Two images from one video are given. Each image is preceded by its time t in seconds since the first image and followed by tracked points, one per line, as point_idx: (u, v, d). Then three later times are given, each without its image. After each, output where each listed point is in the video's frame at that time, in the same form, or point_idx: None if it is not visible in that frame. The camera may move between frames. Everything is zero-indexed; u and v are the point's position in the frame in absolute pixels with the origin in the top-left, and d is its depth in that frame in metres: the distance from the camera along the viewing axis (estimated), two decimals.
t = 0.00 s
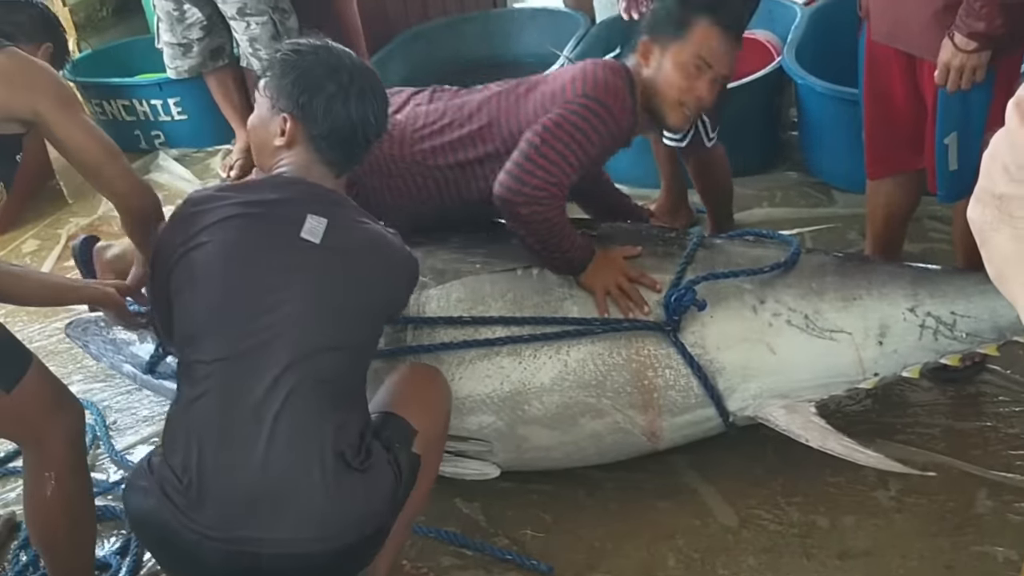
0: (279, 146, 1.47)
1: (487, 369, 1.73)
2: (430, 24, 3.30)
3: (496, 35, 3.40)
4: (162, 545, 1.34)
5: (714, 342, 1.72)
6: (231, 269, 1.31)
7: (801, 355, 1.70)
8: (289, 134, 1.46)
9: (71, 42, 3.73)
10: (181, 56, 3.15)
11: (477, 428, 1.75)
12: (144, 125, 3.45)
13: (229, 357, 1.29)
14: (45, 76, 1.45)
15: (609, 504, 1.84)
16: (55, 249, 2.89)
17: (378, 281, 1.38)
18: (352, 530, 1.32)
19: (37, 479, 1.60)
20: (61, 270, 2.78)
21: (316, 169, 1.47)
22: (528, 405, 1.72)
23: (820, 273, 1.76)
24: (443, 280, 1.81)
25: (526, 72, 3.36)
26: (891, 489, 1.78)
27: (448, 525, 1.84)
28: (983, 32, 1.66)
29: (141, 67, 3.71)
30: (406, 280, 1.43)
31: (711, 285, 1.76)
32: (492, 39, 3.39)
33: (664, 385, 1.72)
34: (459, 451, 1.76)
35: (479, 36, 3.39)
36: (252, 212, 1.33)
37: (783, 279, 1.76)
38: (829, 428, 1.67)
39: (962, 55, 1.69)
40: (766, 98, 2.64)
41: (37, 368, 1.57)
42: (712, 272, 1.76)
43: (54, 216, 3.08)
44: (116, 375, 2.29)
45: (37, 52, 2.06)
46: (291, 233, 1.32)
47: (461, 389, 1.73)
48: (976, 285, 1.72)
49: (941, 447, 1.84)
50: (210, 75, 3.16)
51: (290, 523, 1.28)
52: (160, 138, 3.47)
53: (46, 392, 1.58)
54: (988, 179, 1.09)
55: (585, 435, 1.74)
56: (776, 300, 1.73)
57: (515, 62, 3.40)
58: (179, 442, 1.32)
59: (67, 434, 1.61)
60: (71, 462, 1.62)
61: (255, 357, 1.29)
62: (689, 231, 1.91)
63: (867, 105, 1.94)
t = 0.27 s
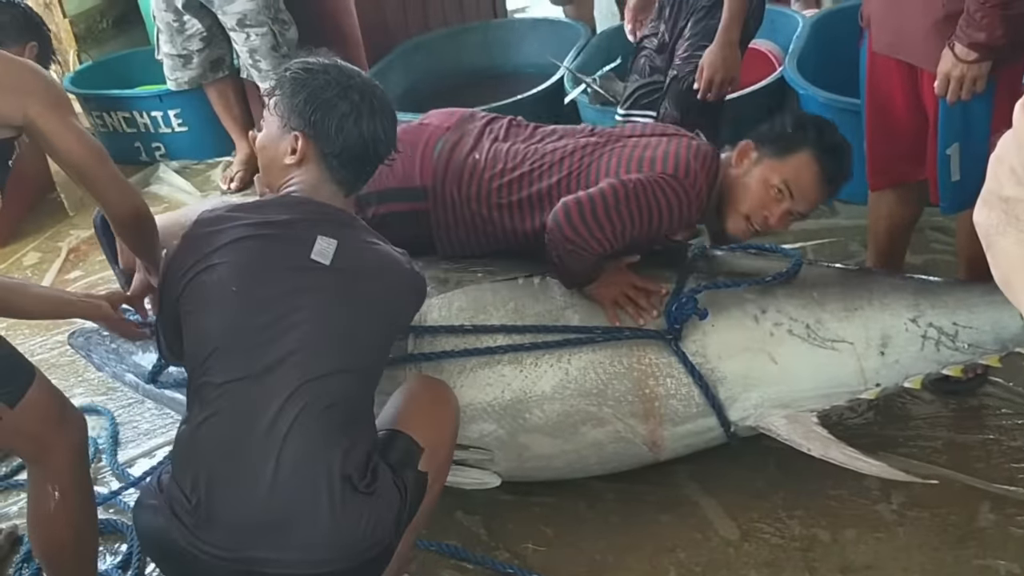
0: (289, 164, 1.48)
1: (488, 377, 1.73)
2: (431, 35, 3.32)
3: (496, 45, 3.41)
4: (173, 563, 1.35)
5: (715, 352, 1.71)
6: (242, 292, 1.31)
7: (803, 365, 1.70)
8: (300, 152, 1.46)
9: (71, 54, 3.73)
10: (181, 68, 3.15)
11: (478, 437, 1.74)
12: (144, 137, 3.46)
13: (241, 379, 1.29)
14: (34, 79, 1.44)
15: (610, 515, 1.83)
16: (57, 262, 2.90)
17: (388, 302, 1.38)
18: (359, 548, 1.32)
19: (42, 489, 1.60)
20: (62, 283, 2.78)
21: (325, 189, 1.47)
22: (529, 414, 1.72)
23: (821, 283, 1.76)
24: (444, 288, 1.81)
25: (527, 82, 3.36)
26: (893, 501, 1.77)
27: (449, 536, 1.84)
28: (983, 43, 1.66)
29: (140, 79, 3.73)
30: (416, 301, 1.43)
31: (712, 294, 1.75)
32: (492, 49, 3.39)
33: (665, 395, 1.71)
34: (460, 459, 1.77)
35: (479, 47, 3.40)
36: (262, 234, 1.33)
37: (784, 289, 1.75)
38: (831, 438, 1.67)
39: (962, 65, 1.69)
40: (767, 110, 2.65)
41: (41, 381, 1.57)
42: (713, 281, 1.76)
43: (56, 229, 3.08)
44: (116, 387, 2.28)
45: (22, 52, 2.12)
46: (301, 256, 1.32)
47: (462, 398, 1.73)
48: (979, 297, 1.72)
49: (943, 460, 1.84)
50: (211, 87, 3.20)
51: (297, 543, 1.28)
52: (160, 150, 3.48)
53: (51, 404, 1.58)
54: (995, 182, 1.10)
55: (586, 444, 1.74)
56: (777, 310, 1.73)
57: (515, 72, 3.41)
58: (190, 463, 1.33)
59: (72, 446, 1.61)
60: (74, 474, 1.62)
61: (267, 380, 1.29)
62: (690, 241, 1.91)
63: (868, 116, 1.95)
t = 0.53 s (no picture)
0: (272, 140, 1.45)
1: (488, 391, 1.72)
2: (431, 49, 3.33)
3: (497, 58, 3.41)
4: (156, 542, 1.33)
5: (716, 367, 1.70)
6: (229, 270, 1.30)
7: (805, 380, 1.69)
8: (281, 126, 1.44)
9: (73, 69, 3.74)
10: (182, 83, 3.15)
11: (478, 451, 1.73)
12: (146, 152, 3.46)
13: (229, 355, 1.28)
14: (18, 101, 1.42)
15: (611, 532, 1.82)
16: (59, 277, 2.89)
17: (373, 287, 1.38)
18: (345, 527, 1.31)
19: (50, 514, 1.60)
20: (64, 298, 2.78)
21: (311, 163, 1.45)
22: (529, 428, 1.71)
23: (822, 298, 1.75)
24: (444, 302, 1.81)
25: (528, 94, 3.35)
26: (897, 518, 1.76)
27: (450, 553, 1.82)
28: (982, 59, 1.66)
29: (139, 94, 3.74)
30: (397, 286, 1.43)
31: (712, 308, 1.75)
32: (493, 62, 3.40)
33: (665, 409, 1.70)
34: (459, 474, 1.75)
35: (479, 60, 3.40)
36: (246, 211, 1.33)
37: (785, 304, 1.75)
38: (833, 453, 1.65)
39: (960, 81, 1.69)
40: (768, 123, 2.65)
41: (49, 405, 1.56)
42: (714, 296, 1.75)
43: (58, 244, 3.08)
44: (119, 403, 2.24)
45: (5, 75, 2.10)
46: (287, 232, 1.32)
47: (462, 412, 1.72)
48: (982, 311, 1.72)
49: (946, 475, 1.83)
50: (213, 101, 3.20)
51: (283, 521, 1.27)
52: (162, 165, 3.48)
53: (59, 428, 1.58)
54: (1007, 216, 1.07)
55: (586, 459, 1.72)
56: (778, 324, 1.72)
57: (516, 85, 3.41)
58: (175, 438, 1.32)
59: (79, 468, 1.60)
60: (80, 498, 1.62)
61: (254, 355, 1.28)
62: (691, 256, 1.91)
63: (869, 131, 1.94)
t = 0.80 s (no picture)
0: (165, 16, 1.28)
1: (487, 409, 1.72)
2: (431, 69, 3.32)
3: (495, 77, 3.43)
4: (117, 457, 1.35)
5: (715, 386, 1.70)
6: (154, 165, 1.22)
7: (804, 399, 1.68)
8: None
9: (74, 89, 3.75)
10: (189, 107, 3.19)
11: (477, 468, 1.73)
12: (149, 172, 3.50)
13: (162, 255, 1.23)
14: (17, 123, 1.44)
15: (610, 555, 1.81)
16: (63, 297, 2.92)
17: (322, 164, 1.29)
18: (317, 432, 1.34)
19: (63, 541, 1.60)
20: (66, 318, 2.80)
21: (217, 32, 1.28)
22: (528, 445, 1.71)
23: (822, 317, 1.76)
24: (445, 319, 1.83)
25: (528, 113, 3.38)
26: (897, 543, 1.75)
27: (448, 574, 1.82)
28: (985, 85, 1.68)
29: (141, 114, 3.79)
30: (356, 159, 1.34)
31: (711, 327, 1.75)
32: (491, 80, 3.41)
33: (664, 428, 1.70)
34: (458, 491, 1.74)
35: (478, 79, 3.41)
36: (160, 92, 1.23)
37: (784, 323, 1.75)
38: (833, 472, 1.64)
39: (963, 108, 1.70)
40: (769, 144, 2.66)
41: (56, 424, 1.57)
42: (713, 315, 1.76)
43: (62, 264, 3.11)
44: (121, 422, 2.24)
45: None
46: (205, 107, 1.23)
47: (461, 429, 1.72)
48: (983, 331, 1.71)
49: (948, 503, 1.81)
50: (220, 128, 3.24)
51: (247, 428, 1.28)
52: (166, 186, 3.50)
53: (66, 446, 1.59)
54: None
55: (585, 477, 1.72)
56: (778, 342, 1.72)
57: (515, 103, 3.43)
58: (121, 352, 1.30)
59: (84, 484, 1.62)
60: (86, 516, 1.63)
61: (195, 257, 1.23)
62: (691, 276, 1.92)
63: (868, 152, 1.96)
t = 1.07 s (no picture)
0: None
1: (488, 434, 1.70)
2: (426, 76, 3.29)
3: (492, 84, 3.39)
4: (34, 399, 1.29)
5: (718, 410, 1.69)
6: (37, 68, 1.17)
7: (807, 422, 1.67)
8: None
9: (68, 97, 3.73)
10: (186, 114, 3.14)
11: (478, 493, 1.72)
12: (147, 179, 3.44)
13: (59, 182, 1.18)
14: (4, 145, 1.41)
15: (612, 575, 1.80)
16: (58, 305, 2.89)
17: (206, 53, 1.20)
18: (236, 369, 1.27)
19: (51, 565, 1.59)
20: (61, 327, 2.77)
21: None
22: (529, 470, 1.69)
23: (825, 338, 1.75)
24: (444, 342, 1.81)
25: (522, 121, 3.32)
26: (901, 559, 1.74)
27: None
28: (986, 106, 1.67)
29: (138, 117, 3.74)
30: (250, 44, 1.24)
31: (714, 353, 1.74)
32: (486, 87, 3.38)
33: (666, 452, 1.69)
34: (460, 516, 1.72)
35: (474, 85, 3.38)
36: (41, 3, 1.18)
37: (787, 346, 1.74)
38: (837, 496, 1.64)
39: (965, 129, 1.69)
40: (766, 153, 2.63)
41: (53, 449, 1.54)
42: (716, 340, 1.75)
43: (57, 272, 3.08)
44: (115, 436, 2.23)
45: None
46: (91, 13, 1.17)
47: (461, 454, 1.71)
48: (985, 352, 1.72)
49: (952, 513, 1.81)
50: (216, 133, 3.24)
51: (159, 358, 1.22)
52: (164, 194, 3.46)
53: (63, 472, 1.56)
54: None
55: (587, 501, 1.71)
56: (780, 366, 1.71)
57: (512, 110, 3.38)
58: (30, 287, 1.25)
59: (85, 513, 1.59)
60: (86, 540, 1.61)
61: (92, 169, 1.17)
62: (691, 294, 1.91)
63: (868, 169, 1.95)
